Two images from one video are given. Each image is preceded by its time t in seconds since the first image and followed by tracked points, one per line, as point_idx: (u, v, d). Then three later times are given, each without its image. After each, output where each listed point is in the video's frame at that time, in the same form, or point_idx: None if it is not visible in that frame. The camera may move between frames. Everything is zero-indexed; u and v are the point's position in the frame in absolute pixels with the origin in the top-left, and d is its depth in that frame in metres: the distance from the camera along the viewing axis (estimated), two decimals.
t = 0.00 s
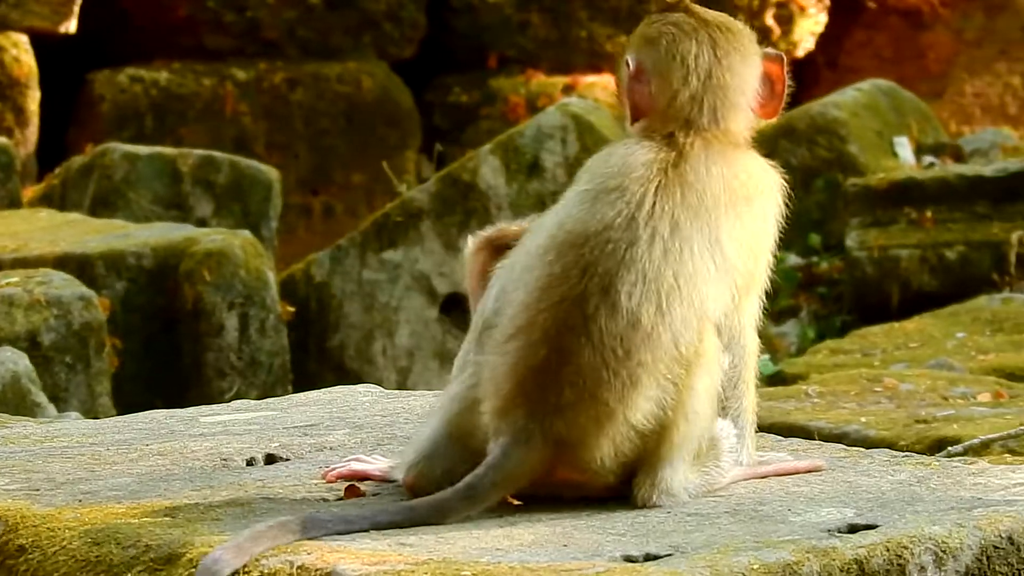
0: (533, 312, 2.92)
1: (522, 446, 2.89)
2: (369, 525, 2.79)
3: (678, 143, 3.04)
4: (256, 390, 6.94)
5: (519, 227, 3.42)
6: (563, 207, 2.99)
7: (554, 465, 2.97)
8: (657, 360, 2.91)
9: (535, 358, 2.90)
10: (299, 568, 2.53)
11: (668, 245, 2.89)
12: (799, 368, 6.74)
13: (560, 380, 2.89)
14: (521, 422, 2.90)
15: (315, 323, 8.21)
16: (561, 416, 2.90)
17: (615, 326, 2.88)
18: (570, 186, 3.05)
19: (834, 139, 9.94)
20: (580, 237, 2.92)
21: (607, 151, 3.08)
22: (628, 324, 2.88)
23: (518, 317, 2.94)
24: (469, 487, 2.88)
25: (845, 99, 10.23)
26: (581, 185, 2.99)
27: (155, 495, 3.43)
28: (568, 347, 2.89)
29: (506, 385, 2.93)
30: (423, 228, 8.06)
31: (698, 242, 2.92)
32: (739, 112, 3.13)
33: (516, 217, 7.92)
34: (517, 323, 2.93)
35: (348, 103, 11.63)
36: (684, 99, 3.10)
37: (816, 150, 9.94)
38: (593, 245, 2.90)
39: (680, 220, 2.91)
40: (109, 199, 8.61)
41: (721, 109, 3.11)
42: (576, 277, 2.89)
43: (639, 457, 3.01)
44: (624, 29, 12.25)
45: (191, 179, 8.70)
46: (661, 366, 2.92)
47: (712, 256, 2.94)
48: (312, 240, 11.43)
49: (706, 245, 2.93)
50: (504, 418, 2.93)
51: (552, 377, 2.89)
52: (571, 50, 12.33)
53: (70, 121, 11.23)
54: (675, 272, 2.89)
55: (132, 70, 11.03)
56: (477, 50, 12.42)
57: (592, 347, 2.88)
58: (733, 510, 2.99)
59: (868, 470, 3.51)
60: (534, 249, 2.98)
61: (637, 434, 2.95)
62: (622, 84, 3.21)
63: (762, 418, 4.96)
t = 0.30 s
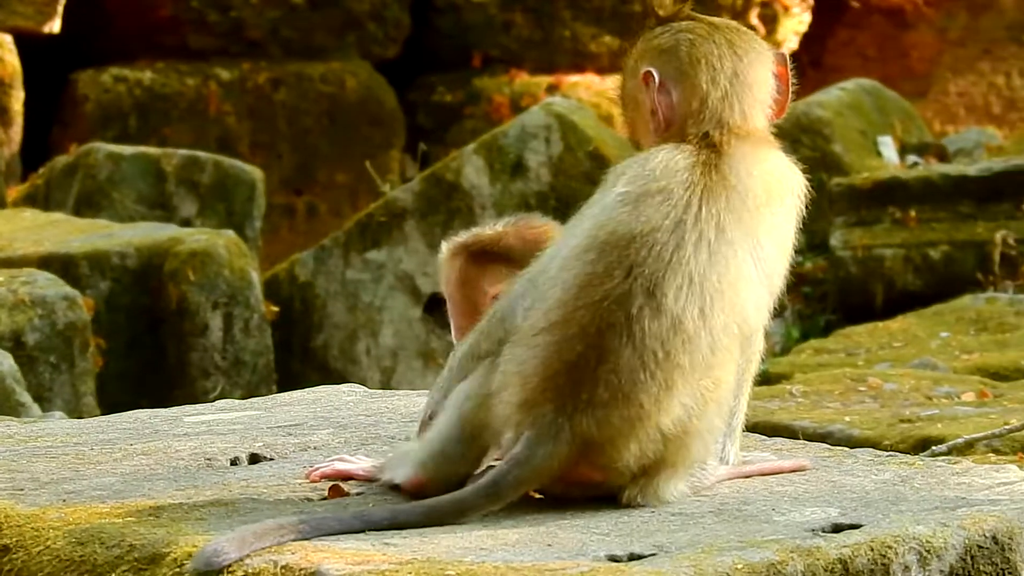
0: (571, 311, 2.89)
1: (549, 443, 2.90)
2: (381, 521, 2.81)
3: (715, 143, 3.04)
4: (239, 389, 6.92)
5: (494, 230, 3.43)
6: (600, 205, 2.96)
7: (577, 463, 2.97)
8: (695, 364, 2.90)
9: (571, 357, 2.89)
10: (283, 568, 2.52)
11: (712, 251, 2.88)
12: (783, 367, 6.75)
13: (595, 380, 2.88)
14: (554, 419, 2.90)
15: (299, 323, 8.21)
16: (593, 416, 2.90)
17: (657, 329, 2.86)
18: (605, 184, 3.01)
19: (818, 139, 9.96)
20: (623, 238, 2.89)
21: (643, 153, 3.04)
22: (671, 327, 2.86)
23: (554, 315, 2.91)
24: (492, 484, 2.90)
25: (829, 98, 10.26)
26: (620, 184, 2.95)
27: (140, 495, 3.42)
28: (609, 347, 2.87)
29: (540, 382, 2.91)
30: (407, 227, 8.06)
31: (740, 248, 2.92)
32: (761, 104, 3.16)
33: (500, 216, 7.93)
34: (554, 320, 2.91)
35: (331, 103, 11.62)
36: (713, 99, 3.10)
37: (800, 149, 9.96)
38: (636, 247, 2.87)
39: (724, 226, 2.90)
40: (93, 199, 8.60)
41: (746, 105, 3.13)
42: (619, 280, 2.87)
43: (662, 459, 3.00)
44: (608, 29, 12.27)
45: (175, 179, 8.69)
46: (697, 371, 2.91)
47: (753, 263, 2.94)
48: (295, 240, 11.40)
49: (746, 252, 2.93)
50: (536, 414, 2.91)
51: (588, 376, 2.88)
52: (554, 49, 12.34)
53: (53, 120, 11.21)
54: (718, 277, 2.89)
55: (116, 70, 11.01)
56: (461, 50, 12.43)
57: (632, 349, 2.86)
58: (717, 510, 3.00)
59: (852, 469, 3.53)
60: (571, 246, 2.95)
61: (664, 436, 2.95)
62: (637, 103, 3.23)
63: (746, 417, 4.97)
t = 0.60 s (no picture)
0: (512, 311, 2.79)
1: (520, 444, 2.84)
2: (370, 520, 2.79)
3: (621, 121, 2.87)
4: (229, 392, 6.91)
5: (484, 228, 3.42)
6: (517, 201, 2.82)
7: (550, 454, 2.92)
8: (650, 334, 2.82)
9: (523, 357, 2.80)
10: (272, 569, 2.51)
11: (644, 220, 2.76)
12: (772, 369, 6.77)
13: (555, 372, 2.81)
14: (520, 418, 2.83)
15: (288, 325, 8.20)
16: (558, 408, 2.84)
17: (606, 309, 2.76)
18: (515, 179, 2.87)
19: (807, 139, 10.00)
20: (550, 228, 2.76)
21: (543, 143, 2.87)
22: (620, 303, 2.76)
23: (495, 319, 2.81)
24: (472, 487, 2.88)
25: (817, 100, 10.29)
26: (533, 178, 2.82)
27: (129, 497, 3.41)
28: (559, 340, 2.78)
29: (495, 386, 2.84)
30: (397, 229, 8.08)
31: (672, 207, 2.80)
32: (658, 83, 2.95)
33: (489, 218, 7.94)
34: (496, 324, 2.81)
35: (321, 104, 11.61)
36: (608, 79, 2.92)
37: (789, 151, 9.98)
38: (562, 234, 2.75)
39: (648, 194, 2.78)
40: (82, 201, 8.61)
41: (641, 87, 2.94)
42: (554, 270, 2.76)
43: (633, 434, 2.96)
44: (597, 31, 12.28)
45: (164, 181, 8.70)
46: (654, 339, 2.83)
47: (686, 223, 2.82)
48: (285, 241, 11.39)
49: (678, 212, 2.81)
50: (501, 418, 2.85)
51: (545, 370, 2.81)
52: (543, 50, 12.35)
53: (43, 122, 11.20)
54: (657, 246, 2.77)
55: (105, 72, 11.00)
56: (450, 51, 12.44)
57: (585, 336, 2.77)
58: (706, 511, 3.00)
59: (842, 471, 3.54)
60: (497, 248, 2.83)
61: (635, 411, 2.90)
62: (535, 99, 2.98)
63: (735, 419, 4.98)
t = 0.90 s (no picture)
0: (451, 284, 2.94)
1: (493, 410, 2.92)
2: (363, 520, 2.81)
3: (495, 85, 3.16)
4: (218, 393, 6.88)
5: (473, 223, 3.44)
6: (425, 191, 3.03)
7: (522, 422, 3.00)
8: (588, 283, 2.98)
9: (473, 323, 2.93)
10: (262, 570, 2.51)
11: (551, 174, 2.99)
12: (761, 369, 6.78)
13: (510, 333, 2.92)
14: (484, 383, 2.93)
15: (278, 325, 8.19)
16: (520, 368, 2.93)
17: (541, 262, 2.94)
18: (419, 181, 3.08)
19: (796, 141, 9.99)
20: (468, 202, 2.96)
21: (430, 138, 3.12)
22: (552, 253, 2.95)
23: (435, 298, 2.97)
24: (452, 465, 2.88)
25: (807, 100, 10.30)
26: (436, 162, 3.02)
27: (119, 498, 3.41)
28: (503, 300, 2.92)
29: (451, 359, 2.95)
30: (386, 230, 8.14)
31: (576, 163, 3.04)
32: (533, 39, 3.27)
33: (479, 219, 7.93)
34: (438, 301, 2.96)
35: (310, 105, 11.58)
36: (479, 48, 3.21)
37: (779, 151, 9.98)
38: (479, 204, 2.95)
39: (549, 147, 3.01)
40: (71, 202, 8.61)
41: (517, 47, 3.24)
42: (484, 236, 2.93)
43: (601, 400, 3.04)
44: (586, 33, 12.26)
45: (153, 181, 8.67)
46: (591, 291, 3.00)
47: (590, 173, 3.05)
48: (274, 243, 11.37)
49: (582, 164, 3.04)
50: (465, 390, 2.95)
51: (500, 330, 2.92)
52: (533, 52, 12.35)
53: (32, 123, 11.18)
54: (570, 196, 2.99)
55: (94, 73, 11.00)
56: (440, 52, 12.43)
57: (529, 291, 2.92)
58: (696, 512, 3.01)
59: (832, 472, 3.54)
60: (419, 235, 3.01)
61: (596, 369, 3.00)
62: (421, 86, 3.29)
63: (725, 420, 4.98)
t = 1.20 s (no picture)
0: (405, 209, 2.88)
1: (473, 317, 2.88)
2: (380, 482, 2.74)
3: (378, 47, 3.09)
4: (210, 393, 6.87)
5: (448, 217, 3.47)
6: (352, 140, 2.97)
7: (502, 337, 2.93)
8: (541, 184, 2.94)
9: (433, 241, 2.88)
10: (255, 571, 2.51)
11: (477, 92, 2.98)
12: (754, 371, 6.78)
13: (473, 241, 2.88)
14: (456, 296, 2.88)
15: (270, 326, 8.19)
16: (490, 274, 2.89)
17: (492, 166, 2.90)
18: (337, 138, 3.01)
19: (788, 141, 10.02)
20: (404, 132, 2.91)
21: (335, 108, 3.07)
22: (501, 157, 2.92)
23: (386, 231, 2.91)
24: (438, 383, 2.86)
25: (798, 101, 10.33)
26: (358, 112, 2.98)
27: (112, 499, 3.41)
28: (465, 209, 2.87)
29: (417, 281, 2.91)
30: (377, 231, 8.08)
31: (501, 84, 3.03)
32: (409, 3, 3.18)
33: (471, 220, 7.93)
34: (391, 228, 2.89)
35: (302, 105, 11.50)
36: (351, 23, 3.13)
37: (771, 152, 10.01)
38: (417, 129, 2.90)
39: (465, 72, 3.01)
40: (63, 202, 8.64)
41: (398, 12, 3.16)
42: (430, 156, 2.87)
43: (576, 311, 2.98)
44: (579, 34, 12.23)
45: (146, 182, 8.66)
46: (549, 195, 2.96)
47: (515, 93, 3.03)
48: (267, 244, 11.29)
49: (502, 86, 3.03)
50: (436, 311, 2.91)
51: (464, 240, 2.87)
52: (526, 52, 12.35)
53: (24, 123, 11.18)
54: (503, 108, 2.98)
55: (87, 74, 11.05)
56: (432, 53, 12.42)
57: (487, 194, 2.89)
58: (689, 513, 3.01)
59: (825, 473, 3.55)
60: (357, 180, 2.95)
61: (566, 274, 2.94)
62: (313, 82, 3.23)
63: (718, 421, 4.98)
